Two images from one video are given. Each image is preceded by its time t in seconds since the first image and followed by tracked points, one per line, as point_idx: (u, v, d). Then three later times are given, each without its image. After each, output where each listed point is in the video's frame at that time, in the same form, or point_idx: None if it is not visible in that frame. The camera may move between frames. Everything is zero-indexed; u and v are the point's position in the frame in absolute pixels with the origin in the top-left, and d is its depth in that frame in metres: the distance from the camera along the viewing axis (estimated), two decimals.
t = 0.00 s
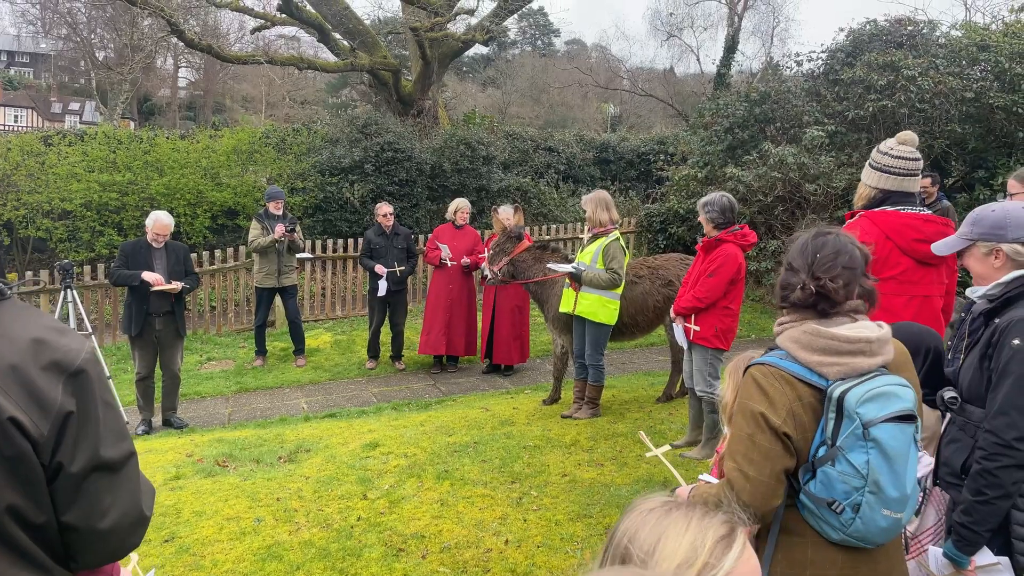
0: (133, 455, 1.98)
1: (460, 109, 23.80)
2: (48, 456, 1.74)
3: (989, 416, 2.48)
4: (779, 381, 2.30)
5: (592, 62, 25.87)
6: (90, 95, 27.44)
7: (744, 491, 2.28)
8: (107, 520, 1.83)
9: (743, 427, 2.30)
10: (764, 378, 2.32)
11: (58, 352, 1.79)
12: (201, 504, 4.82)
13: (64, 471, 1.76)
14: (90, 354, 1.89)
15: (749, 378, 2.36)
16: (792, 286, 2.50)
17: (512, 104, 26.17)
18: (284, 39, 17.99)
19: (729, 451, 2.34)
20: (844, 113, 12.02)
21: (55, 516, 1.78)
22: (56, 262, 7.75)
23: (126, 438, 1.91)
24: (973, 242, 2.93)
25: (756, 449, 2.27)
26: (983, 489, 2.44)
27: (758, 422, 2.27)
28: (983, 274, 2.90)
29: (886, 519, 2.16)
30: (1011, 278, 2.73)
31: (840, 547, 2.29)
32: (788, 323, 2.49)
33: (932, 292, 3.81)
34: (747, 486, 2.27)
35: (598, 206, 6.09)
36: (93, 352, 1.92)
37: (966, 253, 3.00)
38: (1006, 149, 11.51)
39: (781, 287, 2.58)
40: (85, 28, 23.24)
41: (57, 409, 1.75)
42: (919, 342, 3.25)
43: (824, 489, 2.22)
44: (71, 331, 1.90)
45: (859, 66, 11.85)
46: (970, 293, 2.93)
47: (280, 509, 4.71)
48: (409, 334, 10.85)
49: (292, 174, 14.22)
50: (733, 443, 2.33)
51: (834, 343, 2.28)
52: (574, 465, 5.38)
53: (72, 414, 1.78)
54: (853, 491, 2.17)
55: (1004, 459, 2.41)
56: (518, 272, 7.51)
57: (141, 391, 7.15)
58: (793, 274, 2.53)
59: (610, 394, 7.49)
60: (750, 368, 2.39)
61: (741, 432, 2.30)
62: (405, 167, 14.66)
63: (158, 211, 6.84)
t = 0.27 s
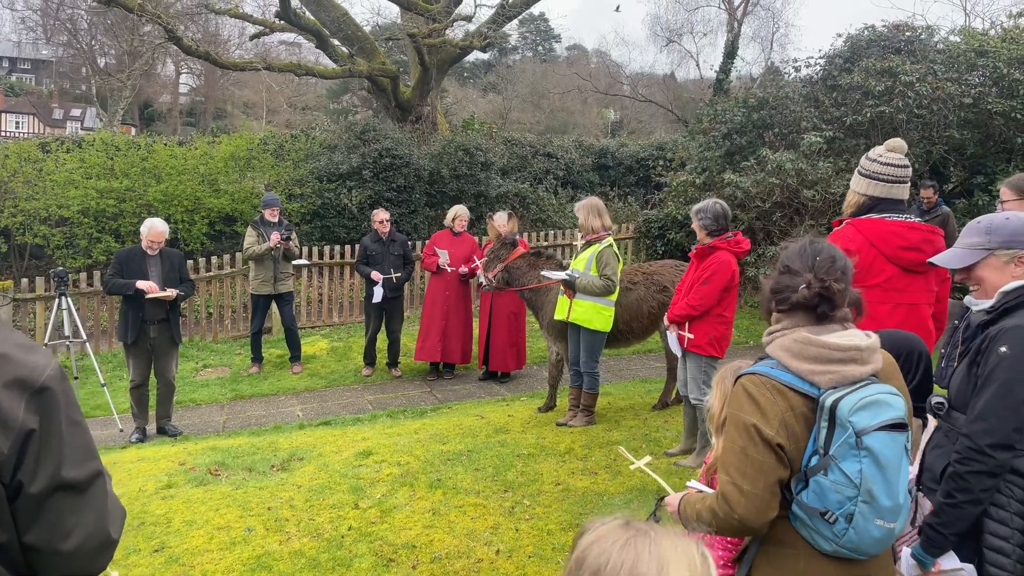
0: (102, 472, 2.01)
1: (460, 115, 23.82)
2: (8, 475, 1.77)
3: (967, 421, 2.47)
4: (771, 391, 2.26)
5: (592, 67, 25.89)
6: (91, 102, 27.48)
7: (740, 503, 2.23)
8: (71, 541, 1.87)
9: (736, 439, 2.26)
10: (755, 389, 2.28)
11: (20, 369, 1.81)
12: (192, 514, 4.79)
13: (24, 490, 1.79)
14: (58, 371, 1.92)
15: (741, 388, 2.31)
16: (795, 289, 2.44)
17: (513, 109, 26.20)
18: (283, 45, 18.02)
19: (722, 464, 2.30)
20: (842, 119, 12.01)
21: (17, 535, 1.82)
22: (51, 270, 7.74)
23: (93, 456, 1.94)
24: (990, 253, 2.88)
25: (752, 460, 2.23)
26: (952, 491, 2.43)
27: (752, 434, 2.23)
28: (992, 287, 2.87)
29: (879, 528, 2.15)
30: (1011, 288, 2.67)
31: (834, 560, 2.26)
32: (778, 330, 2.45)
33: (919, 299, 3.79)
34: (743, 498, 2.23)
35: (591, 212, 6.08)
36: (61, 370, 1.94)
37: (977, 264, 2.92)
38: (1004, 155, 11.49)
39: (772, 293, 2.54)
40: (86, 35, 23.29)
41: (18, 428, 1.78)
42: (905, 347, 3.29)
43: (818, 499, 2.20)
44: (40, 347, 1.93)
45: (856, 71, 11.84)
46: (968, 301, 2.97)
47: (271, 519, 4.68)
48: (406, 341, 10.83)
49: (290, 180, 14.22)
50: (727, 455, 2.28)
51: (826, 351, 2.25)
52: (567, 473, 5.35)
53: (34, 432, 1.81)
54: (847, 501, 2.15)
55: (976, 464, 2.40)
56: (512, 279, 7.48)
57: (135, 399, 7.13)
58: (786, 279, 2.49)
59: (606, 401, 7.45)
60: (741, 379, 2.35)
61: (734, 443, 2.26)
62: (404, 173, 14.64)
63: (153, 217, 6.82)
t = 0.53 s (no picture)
0: (91, 478, 2.00)
1: (462, 119, 23.84)
2: None
3: (965, 424, 2.44)
4: (791, 391, 2.22)
5: (594, 71, 25.91)
6: (94, 107, 27.58)
7: (755, 503, 2.20)
8: (58, 546, 1.85)
9: (755, 439, 2.21)
10: (776, 389, 2.24)
11: (6, 373, 1.81)
12: (189, 520, 4.77)
13: (11, 495, 1.78)
14: (44, 375, 1.91)
15: (760, 387, 2.27)
16: (828, 282, 2.43)
17: (515, 114, 26.22)
18: (285, 50, 18.05)
19: (737, 463, 2.25)
20: (843, 122, 11.98)
21: (4, 540, 1.81)
22: (51, 275, 7.75)
23: (80, 461, 1.93)
24: (977, 261, 2.87)
25: (770, 460, 2.19)
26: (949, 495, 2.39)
27: (771, 435, 2.18)
28: (986, 292, 2.83)
29: (888, 533, 2.14)
30: (1011, 294, 2.66)
31: (835, 560, 2.25)
32: (795, 328, 2.42)
33: (918, 302, 3.77)
34: (758, 499, 2.19)
35: (591, 216, 6.06)
36: (47, 374, 1.94)
37: (969, 272, 2.92)
38: (1007, 158, 11.46)
39: (791, 290, 2.52)
40: (88, 41, 23.37)
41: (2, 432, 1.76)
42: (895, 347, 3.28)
43: (829, 502, 2.18)
44: (26, 352, 1.92)
45: (858, 74, 11.82)
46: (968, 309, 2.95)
47: (269, 525, 4.66)
48: (407, 346, 10.81)
49: (291, 185, 14.24)
50: (742, 455, 2.24)
51: (849, 353, 2.23)
52: (567, 479, 5.32)
53: (20, 436, 1.80)
54: (859, 505, 2.14)
55: (972, 467, 2.37)
56: (512, 283, 7.47)
57: (135, 405, 7.12)
58: (807, 275, 2.47)
59: (606, 406, 7.42)
60: (759, 377, 2.30)
61: (752, 443, 2.22)
62: (405, 178, 14.65)
63: (153, 223, 6.83)
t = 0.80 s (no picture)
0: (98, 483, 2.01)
1: (466, 125, 23.90)
2: (6, 483, 1.76)
3: (969, 428, 2.45)
4: (812, 397, 2.22)
5: (598, 76, 25.95)
6: (101, 114, 27.76)
7: (771, 509, 2.21)
8: (70, 548, 1.86)
9: (774, 444, 2.22)
10: (797, 394, 2.23)
11: (16, 379, 1.83)
12: (194, 526, 4.78)
13: (24, 498, 1.78)
14: (53, 381, 1.93)
15: (780, 392, 2.27)
16: (849, 289, 2.43)
17: (520, 119, 26.27)
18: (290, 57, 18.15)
19: (754, 468, 2.25)
20: (848, 126, 11.97)
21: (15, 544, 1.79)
22: (58, 282, 7.79)
23: (89, 466, 1.95)
24: (971, 270, 2.86)
25: (789, 466, 2.19)
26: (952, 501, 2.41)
27: (792, 440, 2.19)
28: (983, 299, 2.83)
29: (901, 542, 2.13)
30: (1013, 299, 2.69)
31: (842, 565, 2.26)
32: (812, 332, 2.42)
33: (924, 306, 3.78)
34: (775, 505, 2.20)
35: (596, 221, 6.07)
36: (55, 381, 1.96)
37: (969, 281, 2.90)
38: (1013, 162, 11.42)
39: (808, 295, 2.51)
40: (95, 48, 23.53)
41: (15, 437, 1.78)
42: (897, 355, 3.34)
43: (844, 508, 2.18)
44: (34, 358, 1.94)
45: (863, 79, 11.80)
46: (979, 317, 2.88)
47: (273, 531, 4.66)
48: (411, 351, 10.82)
49: (296, 192, 14.29)
50: (760, 460, 2.24)
51: (868, 360, 2.25)
52: (572, 484, 5.32)
53: (32, 441, 1.81)
54: (873, 512, 2.13)
55: (975, 472, 2.38)
56: (516, 288, 7.49)
57: (141, 411, 7.14)
58: (828, 281, 2.46)
59: (611, 411, 7.41)
60: (779, 382, 2.30)
61: (770, 448, 2.22)
62: (410, 183, 14.69)
63: (158, 229, 6.87)
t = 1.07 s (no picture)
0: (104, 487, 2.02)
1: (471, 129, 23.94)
2: (13, 492, 1.77)
3: (973, 437, 2.44)
4: (818, 398, 2.22)
5: (603, 80, 25.97)
6: (107, 119, 27.88)
7: (777, 509, 2.20)
8: (75, 556, 1.87)
9: (779, 444, 2.22)
10: (803, 395, 2.23)
11: (23, 387, 1.82)
12: (200, 530, 4.78)
13: (29, 507, 1.79)
14: (59, 387, 1.93)
15: (786, 393, 2.26)
16: (861, 296, 2.42)
17: (524, 123, 26.31)
18: (295, 62, 18.21)
19: (760, 469, 2.25)
20: (853, 129, 11.94)
21: (22, 551, 1.81)
22: (64, 287, 7.82)
23: (95, 472, 1.96)
24: (978, 272, 2.86)
25: (794, 466, 2.19)
26: (958, 511, 2.43)
27: (798, 440, 2.19)
28: (990, 303, 2.83)
29: (908, 543, 2.11)
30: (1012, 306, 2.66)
31: (849, 567, 2.25)
32: (818, 335, 2.42)
33: (929, 309, 3.79)
34: (781, 505, 2.19)
35: (599, 225, 6.09)
36: (62, 385, 1.96)
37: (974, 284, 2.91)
38: (1019, 164, 11.38)
39: (816, 299, 2.50)
40: (101, 53, 23.64)
41: (20, 445, 1.78)
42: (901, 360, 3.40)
43: (851, 509, 2.17)
44: (41, 364, 1.94)
45: (867, 82, 11.77)
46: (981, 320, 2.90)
47: (279, 535, 4.66)
48: (416, 355, 10.83)
49: (301, 196, 14.33)
50: (765, 460, 2.23)
51: (874, 361, 2.24)
52: (577, 488, 5.31)
53: (38, 449, 1.82)
54: (881, 513, 2.12)
55: (980, 482, 2.39)
56: (520, 293, 7.49)
57: (146, 415, 7.16)
58: (839, 286, 2.45)
59: (616, 415, 7.40)
60: (784, 383, 2.29)
61: (776, 448, 2.22)
62: (414, 188, 14.71)
63: (164, 234, 6.89)
